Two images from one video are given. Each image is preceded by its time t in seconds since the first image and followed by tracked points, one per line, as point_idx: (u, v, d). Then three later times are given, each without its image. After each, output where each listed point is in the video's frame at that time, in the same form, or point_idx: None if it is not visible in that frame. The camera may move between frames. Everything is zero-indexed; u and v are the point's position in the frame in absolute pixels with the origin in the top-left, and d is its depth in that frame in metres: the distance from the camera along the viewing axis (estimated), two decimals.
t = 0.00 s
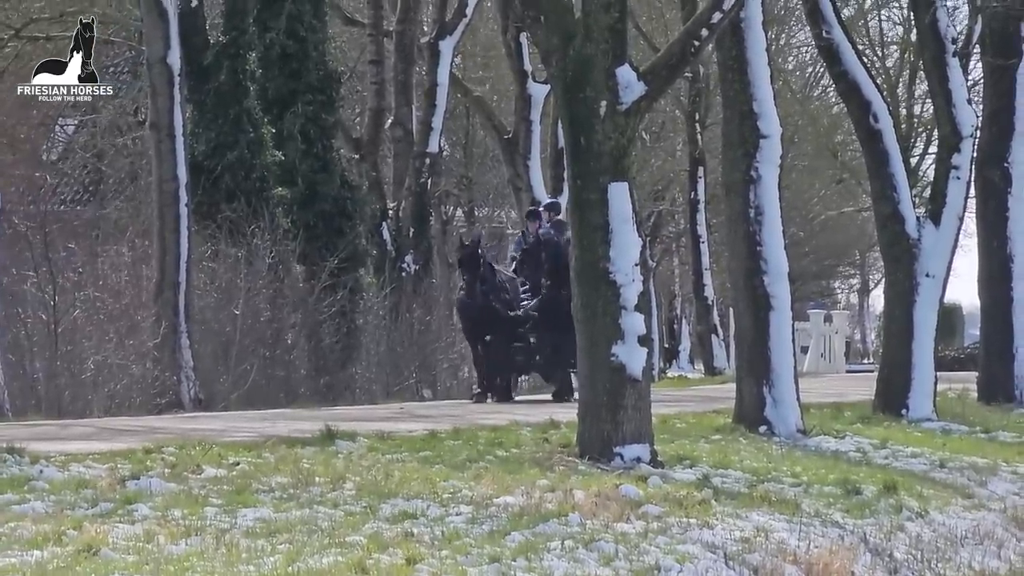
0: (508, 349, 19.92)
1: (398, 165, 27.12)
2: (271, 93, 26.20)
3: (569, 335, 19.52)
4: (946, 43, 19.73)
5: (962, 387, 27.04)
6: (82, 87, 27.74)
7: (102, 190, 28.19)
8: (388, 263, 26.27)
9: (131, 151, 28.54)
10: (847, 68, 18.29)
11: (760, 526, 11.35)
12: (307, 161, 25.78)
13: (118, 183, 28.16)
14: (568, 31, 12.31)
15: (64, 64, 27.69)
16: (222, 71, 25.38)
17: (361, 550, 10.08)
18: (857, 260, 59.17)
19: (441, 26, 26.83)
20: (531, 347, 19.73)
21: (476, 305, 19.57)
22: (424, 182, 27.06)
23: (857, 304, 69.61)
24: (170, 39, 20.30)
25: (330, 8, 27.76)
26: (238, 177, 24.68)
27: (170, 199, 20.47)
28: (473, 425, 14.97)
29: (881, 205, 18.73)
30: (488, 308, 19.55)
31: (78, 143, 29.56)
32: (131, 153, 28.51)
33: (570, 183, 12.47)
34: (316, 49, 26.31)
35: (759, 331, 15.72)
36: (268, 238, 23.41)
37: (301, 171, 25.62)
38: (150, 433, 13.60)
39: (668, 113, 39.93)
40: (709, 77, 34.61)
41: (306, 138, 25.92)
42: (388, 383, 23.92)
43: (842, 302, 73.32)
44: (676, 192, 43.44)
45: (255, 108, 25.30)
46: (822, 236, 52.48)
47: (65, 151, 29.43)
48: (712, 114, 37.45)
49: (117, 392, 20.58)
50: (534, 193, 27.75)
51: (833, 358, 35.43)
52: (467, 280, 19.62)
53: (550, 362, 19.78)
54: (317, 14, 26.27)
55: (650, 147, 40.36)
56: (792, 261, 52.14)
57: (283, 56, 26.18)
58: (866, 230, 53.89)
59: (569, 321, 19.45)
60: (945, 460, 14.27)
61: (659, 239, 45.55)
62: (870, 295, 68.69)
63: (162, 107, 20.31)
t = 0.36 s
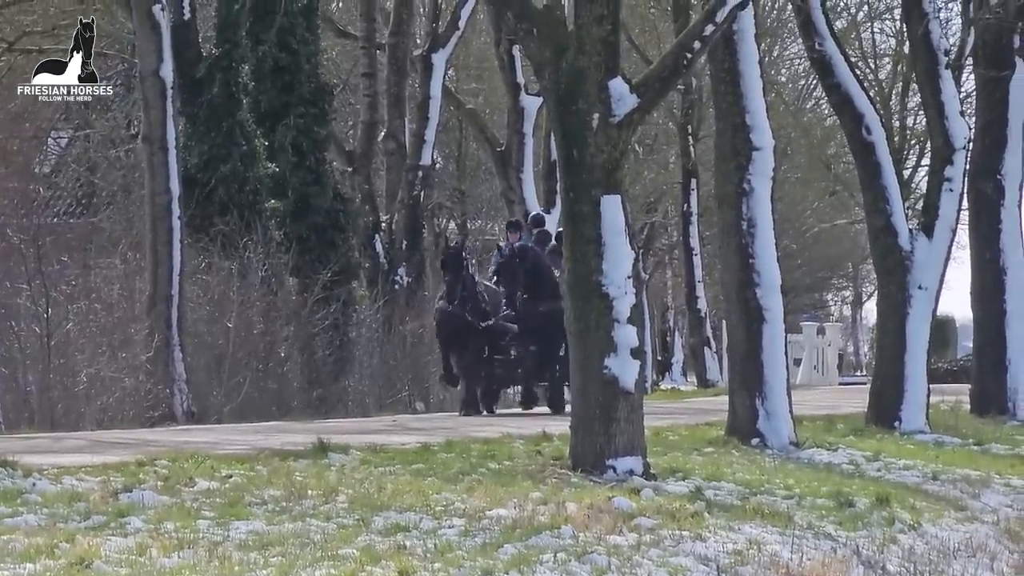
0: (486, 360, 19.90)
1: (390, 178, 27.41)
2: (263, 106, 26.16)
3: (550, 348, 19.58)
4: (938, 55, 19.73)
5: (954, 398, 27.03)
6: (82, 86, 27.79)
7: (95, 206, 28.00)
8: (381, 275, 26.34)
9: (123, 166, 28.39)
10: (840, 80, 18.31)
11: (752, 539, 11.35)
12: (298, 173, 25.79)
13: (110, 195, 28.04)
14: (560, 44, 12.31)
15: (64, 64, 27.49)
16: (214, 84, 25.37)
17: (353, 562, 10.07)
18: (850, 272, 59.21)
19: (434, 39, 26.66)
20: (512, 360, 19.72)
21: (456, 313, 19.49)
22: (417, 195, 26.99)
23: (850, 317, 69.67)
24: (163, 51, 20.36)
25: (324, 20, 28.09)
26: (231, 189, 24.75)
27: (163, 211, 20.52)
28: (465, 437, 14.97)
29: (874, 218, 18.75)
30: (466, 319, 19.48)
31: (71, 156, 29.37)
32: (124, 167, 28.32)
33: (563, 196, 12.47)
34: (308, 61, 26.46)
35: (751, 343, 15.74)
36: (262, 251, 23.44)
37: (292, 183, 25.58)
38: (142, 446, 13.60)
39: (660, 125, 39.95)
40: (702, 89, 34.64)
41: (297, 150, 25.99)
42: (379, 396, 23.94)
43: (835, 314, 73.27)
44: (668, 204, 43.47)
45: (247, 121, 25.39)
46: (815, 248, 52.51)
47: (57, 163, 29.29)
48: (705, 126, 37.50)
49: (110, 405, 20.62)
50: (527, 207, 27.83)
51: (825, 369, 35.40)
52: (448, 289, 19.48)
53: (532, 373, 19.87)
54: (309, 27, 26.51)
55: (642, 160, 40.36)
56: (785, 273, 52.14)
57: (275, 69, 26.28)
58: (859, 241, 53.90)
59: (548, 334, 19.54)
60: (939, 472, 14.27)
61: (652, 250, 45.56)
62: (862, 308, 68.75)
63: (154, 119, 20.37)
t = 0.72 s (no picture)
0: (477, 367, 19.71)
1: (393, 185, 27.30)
2: (266, 112, 26.41)
3: (528, 352, 19.19)
4: (940, 60, 19.77)
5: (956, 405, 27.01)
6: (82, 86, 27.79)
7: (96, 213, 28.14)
8: (383, 281, 26.28)
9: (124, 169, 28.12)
10: (842, 86, 18.31)
11: (755, 545, 11.34)
12: (300, 179, 25.99)
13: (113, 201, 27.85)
14: (562, 50, 12.31)
15: (64, 64, 27.50)
16: (217, 90, 25.52)
17: (355, 569, 10.07)
18: (852, 278, 59.20)
19: (435, 45, 27.09)
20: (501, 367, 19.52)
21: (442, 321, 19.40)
22: (419, 201, 27.03)
23: (853, 323, 69.68)
24: (164, 58, 20.37)
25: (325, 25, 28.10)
26: (233, 197, 25.00)
27: (165, 218, 20.40)
28: (467, 445, 14.96)
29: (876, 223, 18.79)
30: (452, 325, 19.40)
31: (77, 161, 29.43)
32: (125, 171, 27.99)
33: (565, 203, 12.49)
34: (310, 67, 26.59)
35: (753, 349, 15.74)
36: (263, 257, 23.51)
37: (293, 189, 25.80)
38: (145, 453, 13.60)
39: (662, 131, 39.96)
40: (704, 94, 34.63)
41: (300, 156, 26.17)
42: (382, 402, 23.84)
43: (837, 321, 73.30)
44: (670, 211, 43.50)
45: (250, 127, 25.50)
46: (818, 253, 52.51)
47: (60, 168, 29.45)
48: (706, 132, 37.51)
49: (112, 411, 20.53)
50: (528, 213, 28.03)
51: (827, 374, 35.38)
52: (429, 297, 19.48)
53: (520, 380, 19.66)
54: (311, 33, 26.62)
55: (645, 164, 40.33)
56: (787, 279, 52.15)
57: (278, 75, 26.37)
58: (861, 246, 53.93)
59: (529, 335, 19.00)
60: (941, 478, 14.26)
61: (653, 256, 45.59)
62: (865, 314, 68.75)
63: (156, 125, 20.34)
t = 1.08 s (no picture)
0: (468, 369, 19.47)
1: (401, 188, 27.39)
2: (274, 113, 26.69)
3: (516, 359, 19.37)
4: (949, 61, 19.75)
5: (965, 406, 27.00)
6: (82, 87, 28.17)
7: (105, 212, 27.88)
8: (393, 283, 26.48)
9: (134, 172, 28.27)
10: (851, 88, 18.34)
11: (765, 546, 11.34)
12: (310, 181, 26.03)
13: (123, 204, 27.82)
14: (571, 52, 12.33)
15: (64, 64, 27.90)
16: (226, 93, 25.61)
17: (366, 571, 10.06)
18: (861, 280, 59.15)
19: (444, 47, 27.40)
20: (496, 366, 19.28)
21: (436, 324, 18.98)
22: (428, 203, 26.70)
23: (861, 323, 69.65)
24: (173, 60, 20.56)
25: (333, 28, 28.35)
26: (243, 199, 24.94)
27: (173, 220, 20.67)
28: (477, 446, 14.97)
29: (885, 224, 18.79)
30: (445, 327, 19.01)
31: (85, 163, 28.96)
32: (134, 174, 28.17)
33: (574, 205, 12.48)
34: (318, 69, 26.73)
35: (763, 350, 15.75)
36: (271, 259, 23.51)
37: (303, 192, 25.93)
38: (155, 455, 13.61)
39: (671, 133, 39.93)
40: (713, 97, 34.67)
41: (309, 158, 26.19)
42: (391, 403, 24.07)
43: (845, 322, 73.34)
44: (679, 212, 43.49)
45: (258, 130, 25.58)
46: (826, 254, 52.46)
47: (69, 169, 29.25)
48: (715, 133, 37.51)
49: (122, 413, 20.42)
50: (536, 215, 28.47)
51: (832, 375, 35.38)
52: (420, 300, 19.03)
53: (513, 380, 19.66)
54: (319, 35, 26.72)
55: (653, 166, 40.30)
56: (796, 280, 52.16)
57: (286, 77, 26.63)
58: (870, 248, 53.92)
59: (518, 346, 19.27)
60: (950, 479, 14.27)
61: (662, 257, 45.59)
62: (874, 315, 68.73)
63: (165, 127, 20.52)
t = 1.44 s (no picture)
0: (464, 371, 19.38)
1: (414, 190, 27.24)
2: (288, 115, 27.03)
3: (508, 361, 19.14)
4: (962, 61, 20.07)
5: (978, 407, 27.00)
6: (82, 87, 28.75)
7: (118, 214, 26.94)
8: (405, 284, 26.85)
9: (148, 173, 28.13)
10: (865, 89, 18.63)
11: (779, 547, 11.33)
12: (322, 182, 26.40)
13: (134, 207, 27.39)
14: (584, 53, 12.33)
15: (64, 65, 28.97)
16: (239, 94, 26.09)
17: (380, 571, 10.06)
18: (874, 280, 59.13)
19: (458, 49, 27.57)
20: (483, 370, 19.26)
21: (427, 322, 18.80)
22: (441, 205, 26.75)
23: (874, 323, 69.65)
24: (187, 61, 20.93)
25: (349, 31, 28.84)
26: (254, 200, 25.22)
27: (187, 222, 20.88)
28: (491, 446, 14.98)
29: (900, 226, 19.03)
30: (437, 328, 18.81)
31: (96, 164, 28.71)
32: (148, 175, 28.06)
33: (588, 205, 12.50)
34: (332, 70, 27.13)
35: (777, 352, 15.76)
36: (284, 260, 23.63)
37: (314, 193, 26.30)
38: (168, 455, 13.62)
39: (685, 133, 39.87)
40: (726, 99, 34.74)
41: (322, 159, 26.54)
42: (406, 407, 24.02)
43: (859, 320, 73.31)
44: (693, 213, 43.47)
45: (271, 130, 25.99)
46: (839, 255, 52.45)
47: (81, 171, 28.75)
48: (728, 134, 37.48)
49: (135, 415, 20.49)
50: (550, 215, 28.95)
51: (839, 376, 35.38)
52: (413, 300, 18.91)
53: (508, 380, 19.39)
54: (333, 37, 27.16)
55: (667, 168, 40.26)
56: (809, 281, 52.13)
57: (300, 78, 27.05)
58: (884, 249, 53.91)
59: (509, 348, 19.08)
60: (963, 480, 14.27)
61: (675, 258, 45.58)
62: (887, 315, 68.73)
63: (178, 128, 20.82)
